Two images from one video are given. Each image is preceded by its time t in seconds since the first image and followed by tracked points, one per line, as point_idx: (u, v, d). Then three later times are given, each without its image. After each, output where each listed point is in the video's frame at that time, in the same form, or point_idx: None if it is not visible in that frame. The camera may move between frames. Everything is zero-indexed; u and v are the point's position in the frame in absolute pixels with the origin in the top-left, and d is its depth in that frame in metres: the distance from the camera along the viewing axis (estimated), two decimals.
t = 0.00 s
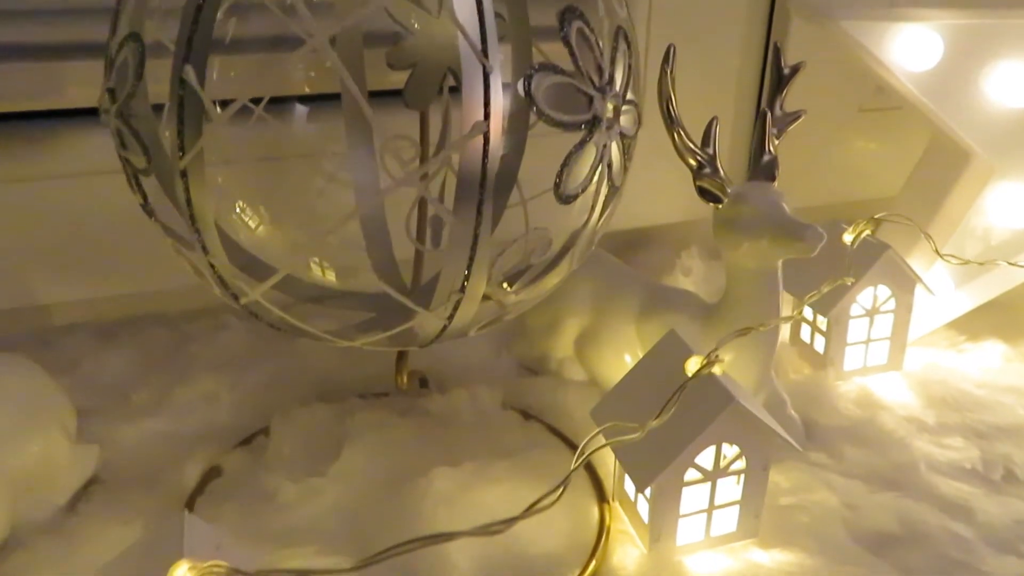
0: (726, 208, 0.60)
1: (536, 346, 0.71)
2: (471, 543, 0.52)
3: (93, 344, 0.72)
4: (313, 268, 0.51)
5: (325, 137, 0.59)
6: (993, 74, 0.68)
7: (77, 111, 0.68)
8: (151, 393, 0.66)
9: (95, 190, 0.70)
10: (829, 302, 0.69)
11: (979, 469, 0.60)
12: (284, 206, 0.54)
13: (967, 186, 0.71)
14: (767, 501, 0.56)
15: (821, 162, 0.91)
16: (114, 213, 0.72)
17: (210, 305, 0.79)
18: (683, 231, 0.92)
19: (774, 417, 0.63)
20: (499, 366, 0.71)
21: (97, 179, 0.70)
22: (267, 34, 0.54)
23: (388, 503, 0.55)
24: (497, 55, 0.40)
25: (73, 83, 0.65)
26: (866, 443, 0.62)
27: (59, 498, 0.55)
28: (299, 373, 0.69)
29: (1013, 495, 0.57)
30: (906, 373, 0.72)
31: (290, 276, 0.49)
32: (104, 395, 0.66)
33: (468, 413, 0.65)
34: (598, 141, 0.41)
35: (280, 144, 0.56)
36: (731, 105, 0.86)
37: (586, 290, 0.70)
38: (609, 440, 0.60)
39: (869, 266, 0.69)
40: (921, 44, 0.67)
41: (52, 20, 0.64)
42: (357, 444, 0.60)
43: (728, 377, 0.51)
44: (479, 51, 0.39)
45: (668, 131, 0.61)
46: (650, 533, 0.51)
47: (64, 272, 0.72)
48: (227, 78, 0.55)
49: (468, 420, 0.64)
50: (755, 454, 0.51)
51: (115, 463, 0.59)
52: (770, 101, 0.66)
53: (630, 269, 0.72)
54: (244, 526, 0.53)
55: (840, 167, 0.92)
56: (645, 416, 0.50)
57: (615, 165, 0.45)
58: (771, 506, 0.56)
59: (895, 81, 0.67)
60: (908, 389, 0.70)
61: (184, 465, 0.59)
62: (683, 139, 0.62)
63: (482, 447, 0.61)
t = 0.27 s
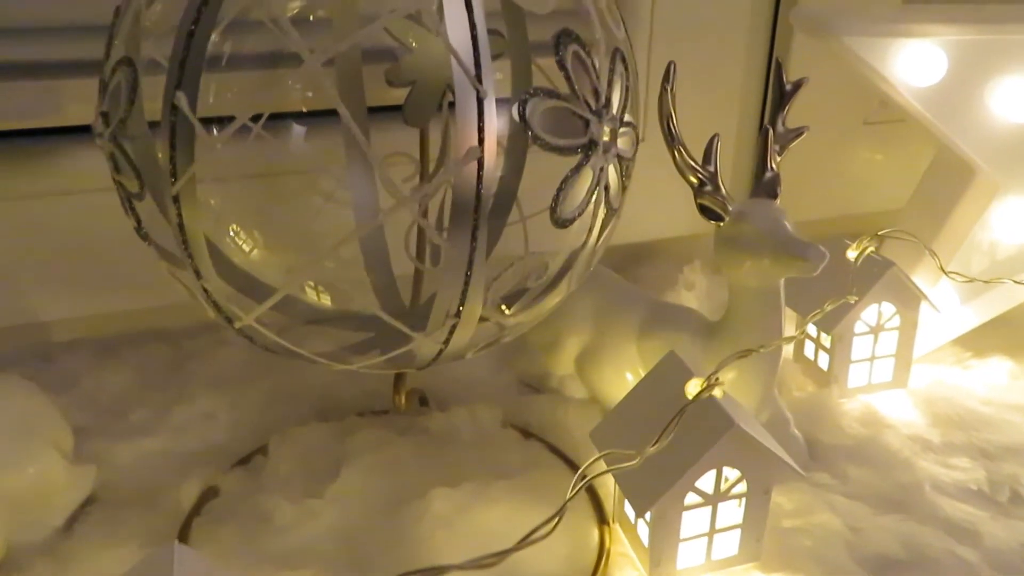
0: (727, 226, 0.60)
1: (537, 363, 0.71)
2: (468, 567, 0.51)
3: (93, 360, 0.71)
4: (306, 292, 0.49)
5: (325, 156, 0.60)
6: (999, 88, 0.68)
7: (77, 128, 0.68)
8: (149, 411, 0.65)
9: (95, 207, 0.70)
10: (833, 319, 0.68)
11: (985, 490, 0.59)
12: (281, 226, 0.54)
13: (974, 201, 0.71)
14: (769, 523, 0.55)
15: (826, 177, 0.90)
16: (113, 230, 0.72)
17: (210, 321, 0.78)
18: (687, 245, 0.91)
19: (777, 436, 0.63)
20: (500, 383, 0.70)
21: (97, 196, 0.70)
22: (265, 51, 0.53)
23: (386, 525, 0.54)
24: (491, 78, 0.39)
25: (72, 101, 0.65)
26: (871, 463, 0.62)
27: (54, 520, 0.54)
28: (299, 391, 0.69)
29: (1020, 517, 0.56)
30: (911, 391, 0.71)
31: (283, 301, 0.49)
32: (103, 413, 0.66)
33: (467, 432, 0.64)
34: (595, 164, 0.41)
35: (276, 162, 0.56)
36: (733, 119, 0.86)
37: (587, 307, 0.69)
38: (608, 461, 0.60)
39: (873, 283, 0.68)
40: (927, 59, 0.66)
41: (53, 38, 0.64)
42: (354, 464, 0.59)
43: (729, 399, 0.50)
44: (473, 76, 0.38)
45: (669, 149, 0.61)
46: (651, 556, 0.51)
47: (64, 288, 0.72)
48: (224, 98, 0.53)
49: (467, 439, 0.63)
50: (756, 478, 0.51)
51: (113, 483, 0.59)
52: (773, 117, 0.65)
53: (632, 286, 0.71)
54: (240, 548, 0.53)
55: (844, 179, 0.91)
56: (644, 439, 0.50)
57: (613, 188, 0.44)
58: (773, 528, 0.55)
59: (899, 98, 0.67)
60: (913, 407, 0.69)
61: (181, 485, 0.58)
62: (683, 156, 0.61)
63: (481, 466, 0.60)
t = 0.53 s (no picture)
0: (729, 236, 0.59)
1: (538, 374, 0.70)
2: None
3: (90, 370, 0.71)
4: (300, 304, 0.48)
5: (320, 166, 0.57)
6: (1005, 95, 0.67)
7: (74, 137, 0.67)
8: (146, 423, 0.65)
9: (92, 216, 0.70)
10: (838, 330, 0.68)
11: (993, 505, 0.58)
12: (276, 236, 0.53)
13: (981, 211, 0.70)
14: (772, 538, 0.54)
15: (831, 184, 0.89)
16: (111, 239, 0.71)
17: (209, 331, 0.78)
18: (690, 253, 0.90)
19: (781, 449, 0.62)
20: (501, 394, 0.69)
21: (94, 206, 0.69)
22: (262, 59, 0.53)
23: (383, 540, 0.54)
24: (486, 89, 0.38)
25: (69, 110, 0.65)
26: (876, 476, 0.61)
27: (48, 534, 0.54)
28: (297, 401, 0.68)
29: None
30: (917, 402, 0.70)
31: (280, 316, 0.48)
32: (100, 424, 0.65)
33: (466, 444, 0.63)
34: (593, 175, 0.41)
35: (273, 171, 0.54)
36: (737, 126, 0.85)
37: (588, 317, 0.69)
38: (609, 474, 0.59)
39: (878, 293, 0.68)
40: (931, 67, 0.65)
41: (50, 46, 0.63)
42: (352, 477, 0.59)
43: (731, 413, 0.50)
44: (467, 87, 0.37)
45: (670, 158, 0.60)
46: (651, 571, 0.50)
47: (62, 298, 0.72)
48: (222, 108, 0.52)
49: (466, 452, 0.63)
50: (759, 493, 0.50)
51: (108, 495, 0.58)
52: (777, 125, 0.64)
53: (633, 295, 0.70)
54: (235, 563, 0.52)
55: (849, 187, 0.90)
56: (644, 454, 0.49)
57: (611, 199, 0.45)
58: (776, 544, 0.54)
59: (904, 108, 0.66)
60: (919, 419, 0.68)
61: (176, 499, 0.58)
62: (684, 165, 0.61)
63: (480, 479, 0.60)
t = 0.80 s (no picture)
0: (732, 241, 0.59)
1: (540, 380, 0.69)
2: None
3: (90, 376, 0.70)
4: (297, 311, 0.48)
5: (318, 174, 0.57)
6: (1012, 97, 0.66)
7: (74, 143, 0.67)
8: (145, 429, 0.64)
9: (93, 222, 0.69)
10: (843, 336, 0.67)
11: (1000, 514, 0.57)
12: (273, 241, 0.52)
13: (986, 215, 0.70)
14: (775, 548, 0.54)
15: (837, 186, 0.88)
16: (111, 245, 0.71)
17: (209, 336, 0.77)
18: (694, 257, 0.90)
19: (785, 457, 0.61)
20: (502, 400, 0.69)
21: (94, 211, 0.69)
22: (259, 64, 0.53)
23: (382, 549, 0.53)
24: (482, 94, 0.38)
25: (68, 115, 0.64)
26: (882, 484, 0.60)
27: (45, 543, 0.53)
28: (297, 407, 0.68)
29: None
30: (923, 409, 0.70)
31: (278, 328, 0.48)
32: (99, 430, 0.65)
33: (467, 451, 0.63)
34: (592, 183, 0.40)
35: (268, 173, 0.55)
36: (741, 130, 0.85)
37: (589, 323, 0.68)
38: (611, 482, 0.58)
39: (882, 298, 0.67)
40: (937, 70, 0.65)
41: (50, 52, 0.63)
42: (352, 484, 0.58)
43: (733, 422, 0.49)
44: (464, 93, 0.37)
45: (672, 162, 0.60)
46: None
47: (62, 303, 0.71)
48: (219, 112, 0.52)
49: (467, 459, 0.62)
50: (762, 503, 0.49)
51: (106, 502, 0.58)
52: (781, 130, 0.64)
53: (636, 301, 0.70)
54: (233, 571, 0.52)
55: (854, 191, 0.89)
56: (646, 463, 0.48)
57: (611, 207, 0.44)
58: (779, 554, 0.54)
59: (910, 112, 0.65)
60: (926, 426, 0.67)
61: (175, 506, 0.57)
62: (687, 170, 0.60)
63: (481, 487, 0.59)
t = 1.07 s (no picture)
0: (728, 256, 0.58)
1: (535, 394, 0.69)
2: None
3: (81, 389, 0.70)
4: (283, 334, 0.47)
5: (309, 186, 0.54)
6: (1012, 108, 0.65)
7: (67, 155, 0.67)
8: (136, 443, 0.64)
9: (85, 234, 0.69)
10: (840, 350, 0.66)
11: (999, 533, 0.57)
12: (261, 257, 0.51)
13: (983, 227, 0.70)
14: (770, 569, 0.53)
15: (835, 195, 0.87)
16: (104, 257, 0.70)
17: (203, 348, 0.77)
18: (691, 268, 0.89)
19: (781, 475, 0.60)
20: (496, 414, 0.68)
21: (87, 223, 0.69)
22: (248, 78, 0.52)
23: (371, 569, 0.53)
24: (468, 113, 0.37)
25: (60, 127, 0.64)
26: (879, 502, 0.59)
27: (33, 561, 0.53)
28: (290, 421, 0.67)
29: None
30: (922, 423, 0.69)
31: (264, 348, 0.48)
32: (89, 444, 0.64)
33: (460, 467, 0.62)
34: (579, 203, 0.41)
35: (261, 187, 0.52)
36: (738, 140, 0.84)
37: (584, 337, 0.68)
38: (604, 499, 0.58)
39: (880, 313, 0.66)
40: (936, 82, 0.64)
41: (41, 64, 0.63)
42: (342, 501, 0.58)
43: (726, 442, 0.49)
44: (449, 114, 0.37)
45: (667, 176, 0.59)
46: None
47: (53, 315, 0.71)
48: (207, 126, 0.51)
49: (460, 474, 0.61)
50: (755, 524, 0.49)
51: (95, 519, 0.58)
52: (777, 143, 0.63)
53: (632, 315, 0.69)
54: None
55: (852, 201, 0.88)
56: (637, 484, 0.48)
57: (601, 226, 0.45)
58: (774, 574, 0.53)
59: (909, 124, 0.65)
60: (924, 442, 0.67)
61: (164, 523, 0.57)
62: (682, 184, 0.59)
63: (473, 503, 0.59)
